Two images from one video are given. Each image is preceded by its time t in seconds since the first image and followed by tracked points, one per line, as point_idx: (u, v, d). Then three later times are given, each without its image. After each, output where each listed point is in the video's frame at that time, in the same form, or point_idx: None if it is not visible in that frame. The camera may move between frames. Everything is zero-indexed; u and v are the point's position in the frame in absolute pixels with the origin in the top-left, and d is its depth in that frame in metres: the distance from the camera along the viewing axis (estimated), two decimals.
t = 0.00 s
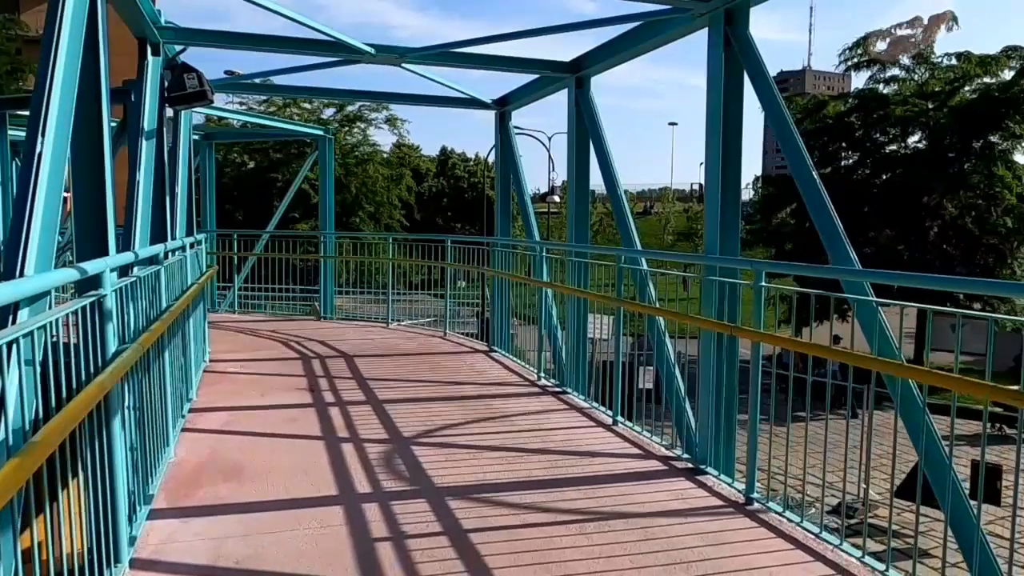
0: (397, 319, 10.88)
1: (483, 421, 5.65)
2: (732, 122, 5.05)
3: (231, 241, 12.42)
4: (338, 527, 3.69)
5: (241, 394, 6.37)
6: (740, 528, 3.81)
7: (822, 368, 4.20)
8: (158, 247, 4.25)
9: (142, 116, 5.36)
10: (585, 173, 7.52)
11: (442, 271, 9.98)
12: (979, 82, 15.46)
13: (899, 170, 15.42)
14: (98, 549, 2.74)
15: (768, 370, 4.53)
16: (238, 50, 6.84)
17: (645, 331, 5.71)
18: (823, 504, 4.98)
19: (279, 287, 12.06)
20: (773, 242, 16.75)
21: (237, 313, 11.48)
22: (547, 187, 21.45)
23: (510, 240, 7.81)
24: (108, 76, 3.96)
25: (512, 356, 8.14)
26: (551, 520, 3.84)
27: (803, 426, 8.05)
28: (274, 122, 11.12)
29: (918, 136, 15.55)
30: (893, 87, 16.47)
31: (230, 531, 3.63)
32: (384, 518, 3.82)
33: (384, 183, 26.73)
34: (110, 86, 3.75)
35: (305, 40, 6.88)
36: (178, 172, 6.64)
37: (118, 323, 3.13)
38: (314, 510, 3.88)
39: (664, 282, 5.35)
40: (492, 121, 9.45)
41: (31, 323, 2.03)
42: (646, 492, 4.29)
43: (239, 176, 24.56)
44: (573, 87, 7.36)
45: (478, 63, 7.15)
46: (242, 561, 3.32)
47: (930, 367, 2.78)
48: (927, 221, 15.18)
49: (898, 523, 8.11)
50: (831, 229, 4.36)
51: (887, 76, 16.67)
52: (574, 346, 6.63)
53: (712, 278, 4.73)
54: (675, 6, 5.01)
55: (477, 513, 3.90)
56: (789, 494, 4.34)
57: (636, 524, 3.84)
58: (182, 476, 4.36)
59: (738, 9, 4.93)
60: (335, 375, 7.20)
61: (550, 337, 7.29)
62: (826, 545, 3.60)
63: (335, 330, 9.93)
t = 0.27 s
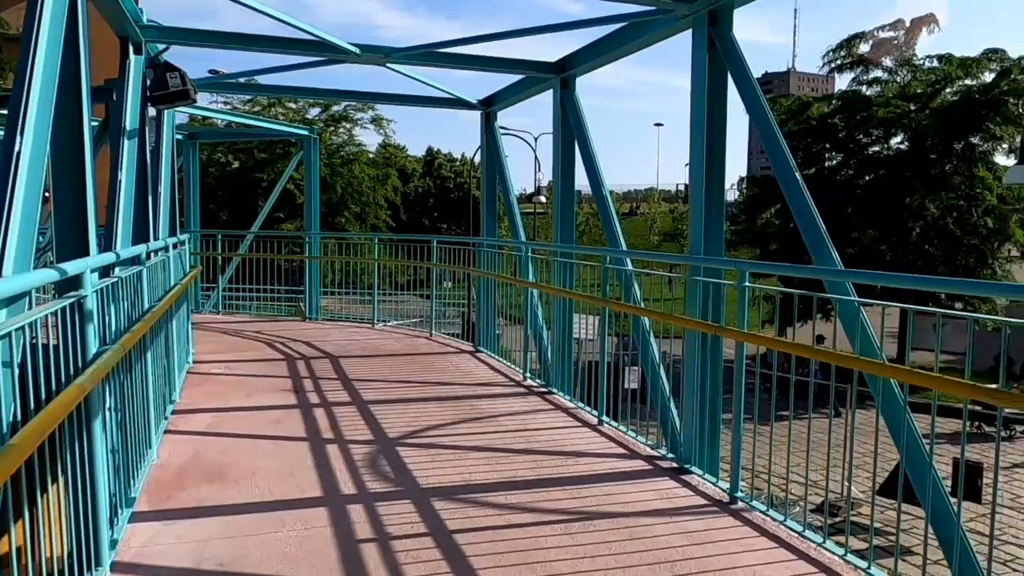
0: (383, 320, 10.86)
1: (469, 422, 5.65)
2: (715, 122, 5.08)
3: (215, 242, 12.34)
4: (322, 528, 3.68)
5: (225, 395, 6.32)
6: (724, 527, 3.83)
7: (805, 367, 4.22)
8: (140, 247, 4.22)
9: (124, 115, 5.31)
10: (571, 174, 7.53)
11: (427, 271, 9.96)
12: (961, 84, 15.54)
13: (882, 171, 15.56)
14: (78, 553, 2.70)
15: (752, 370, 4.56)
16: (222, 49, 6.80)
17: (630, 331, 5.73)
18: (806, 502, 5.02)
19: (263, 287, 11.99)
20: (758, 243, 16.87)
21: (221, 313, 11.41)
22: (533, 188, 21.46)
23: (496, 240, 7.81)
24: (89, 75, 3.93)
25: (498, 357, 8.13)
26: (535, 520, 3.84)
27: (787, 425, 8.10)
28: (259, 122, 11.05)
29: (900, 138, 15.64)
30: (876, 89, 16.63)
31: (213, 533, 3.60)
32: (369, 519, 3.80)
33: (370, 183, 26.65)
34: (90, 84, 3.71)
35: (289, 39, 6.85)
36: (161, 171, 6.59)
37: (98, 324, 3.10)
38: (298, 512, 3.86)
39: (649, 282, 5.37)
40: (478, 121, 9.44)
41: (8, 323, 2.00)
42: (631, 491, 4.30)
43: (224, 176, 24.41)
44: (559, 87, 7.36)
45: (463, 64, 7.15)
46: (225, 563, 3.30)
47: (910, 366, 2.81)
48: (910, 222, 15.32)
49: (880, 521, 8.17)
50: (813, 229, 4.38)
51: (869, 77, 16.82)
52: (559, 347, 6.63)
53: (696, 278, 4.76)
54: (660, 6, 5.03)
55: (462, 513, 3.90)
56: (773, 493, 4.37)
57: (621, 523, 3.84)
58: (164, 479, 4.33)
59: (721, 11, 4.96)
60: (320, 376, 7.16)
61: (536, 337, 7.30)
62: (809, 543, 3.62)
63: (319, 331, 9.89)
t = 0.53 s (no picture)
0: (370, 320, 10.83)
1: (456, 422, 5.64)
2: (701, 122, 5.10)
3: (200, 243, 12.26)
4: (308, 530, 3.66)
5: (210, 397, 6.28)
6: (711, 525, 3.84)
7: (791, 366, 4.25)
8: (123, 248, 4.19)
9: (107, 115, 5.26)
10: (557, 174, 7.54)
11: (414, 271, 9.94)
12: (944, 84, 15.68)
13: (866, 170, 15.70)
14: (61, 556, 2.68)
15: (737, 369, 4.58)
16: (206, 48, 6.76)
17: (617, 330, 5.74)
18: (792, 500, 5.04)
19: (250, 288, 11.93)
20: (744, 242, 16.96)
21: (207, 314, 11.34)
22: (520, 188, 21.46)
23: (483, 241, 7.80)
24: (71, 75, 3.89)
25: (486, 357, 8.13)
26: (522, 520, 3.84)
27: (774, 424, 8.13)
28: (245, 122, 10.99)
29: (885, 138, 15.78)
30: (860, 89, 16.74)
31: (198, 536, 3.58)
32: (355, 520, 3.79)
33: (357, 183, 26.57)
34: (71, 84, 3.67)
35: (274, 39, 6.81)
36: (145, 171, 6.54)
37: (81, 326, 3.07)
38: (284, 514, 3.85)
39: (635, 282, 5.38)
40: (465, 121, 9.43)
41: None
42: (618, 490, 4.31)
43: (209, 177, 24.25)
44: (545, 87, 7.37)
45: (449, 63, 7.13)
46: (210, 566, 3.28)
47: (894, 364, 2.83)
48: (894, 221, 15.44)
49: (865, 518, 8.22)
50: (799, 228, 4.41)
51: (855, 78, 16.90)
52: (547, 346, 6.64)
53: (682, 278, 4.78)
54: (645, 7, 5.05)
55: (449, 514, 3.89)
56: (758, 491, 4.39)
57: (608, 523, 3.85)
58: (148, 481, 4.29)
59: (706, 11, 4.98)
60: (306, 377, 7.14)
61: (523, 337, 7.30)
62: (794, 541, 3.65)
63: (306, 332, 9.84)
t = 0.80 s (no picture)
0: (359, 321, 10.80)
1: (445, 422, 5.64)
2: (689, 122, 5.11)
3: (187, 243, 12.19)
4: (296, 532, 3.65)
5: (197, 399, 6.25)
6: (699, 524, 3.86)
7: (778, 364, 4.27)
8: (109, 249, 4.16)
9: (91, 115, 5.23)
10: (546, 174, 7.55)
11: (403, 272, 9.92)
12: (929, 84, 15.78)
13: (853, 170, 15.81)
14: (46, 560, 2.66)
15: (725, 367, 4.59)
16: (192, 48, 6.72)
17: (605, 330, 5.76)
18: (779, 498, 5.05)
19: (237, 289, 11.87)
20: (732, 242, 17.04)
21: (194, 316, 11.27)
22: (509, 188, 21.46)
23: (472, 241, 7.80)
24: (54, 76, 3.86)
25: (475, 357, 8.13)
26: (511, 520, 3.84)
27: (763, 423, 8.16)
28: (231, 122, 10.93)
29: (871, 137, 15.88)
30: (847, 89, 16.83)
31: (185, 539, 3.56)
32: (344, 522, 3.78)
33: (346, 183, 26.47)
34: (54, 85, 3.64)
35: (261, 38, 6.78)
36: (131, 172, 6.50)
37: (66, 328, 3.05)
38: (272, 516, 3.83)
39: (624, 282, 5.39)
40: (453, 122, 9.42)
41: None
42: (607, 489, 4.32)
43: (196, 177, 24.10)
44: (533, 87, 7.37)
45: (437, 63, 7.13)
46: (198, 569, 3.26)
47: (879, 362, 2.85)
48: (880, 220, 15.54)
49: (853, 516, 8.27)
50: (785, 228, 4.43)
51: (841, 78, 17.03)
52: (536, 347, 6.65)
53: (670, 277, 4.80)
54: (632, 7, 5.06)
55: (438, 515, 3.89)
56: (746, 490, 4.41)
57: (597, 522, 3.86)
58: (135, 484, 4.27)
59: (693, 11, 4.99)
60: (295, 378, 7.11)
61: (511, 337, 7.30)
62: (782, 539, 3.66)
63: (294, 333, 9.80)
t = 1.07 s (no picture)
0: (348, 322, 10.77)
1: (435, 423, 5.63)
2: (676, 123, 5.13)
3: (174, 244, 12.11)
4: (284, 534, 3.63)
5: (185, 401, 6.21)
6: (688, 523, 3.87)
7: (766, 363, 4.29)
8: (94, 250, 4.13)
9: (76, 115, 5.18)
10: (535, 174, 7.55)
11: (392, 272, 9.90)
12: (915, 85, 15.86)
13: (840, 170, 15.91)
14: (30, 563, 2.63)
15: (713, 367, 4.60)
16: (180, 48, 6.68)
17: (594, 330, 5.77)
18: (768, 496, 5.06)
19: (225, 290, 11.81)
20: (721, 241, 17.11)
21: (182, 317, 11.20)
22: (499, 188, 21.44)
23: (461, 241, 7.79)
24: (38, 75, 3.82)
25: (465, 357, 8.12)
26: (500, 521, 3.84)
27: (752, 421, 8.20)
28: (219, 122, 10.86)
29: (858, 137, 15.97)
30: (834, 89, 16.94)
31: (173, 541, 3.54)
32: (332, 523, 3.77)
33: (335, 184, 26.38)
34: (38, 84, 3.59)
35: (248, 38, 6.75)
36: (116, 173, 6.45)
37: (50, 330, 3.02)
38: (260, 518, 3.81)
39: (612, 281, 5.40)
40: (441, 122, 9.40)
41: None
42: (596, 489, 4.33)
43: (184, 177, 23.95)
44: (521, 87, 7.37)
45: (425, 63, 7.12)
46: (185, 572, 3.24)
47: (865, 361, 2.86)
48: (867, 219, 15.63)
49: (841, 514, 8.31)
50: (772, 227, 4.44)
51: (828, 78, 17.14)
52: (525, 347, 6.65)
53: (658, 277, 4.81)
54: (620, 8, 5.07)
55: (427, 515, 3.88)
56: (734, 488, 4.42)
57: (586, 522, 3.86)
58: (122, 487, 4.24)
59: (680, 12, 5.01)
60: (283, 379, 7.08)
61: (501, 337, 7.30)
62: (770, 537, 3.68)
63: (283, 334, 9.76)
